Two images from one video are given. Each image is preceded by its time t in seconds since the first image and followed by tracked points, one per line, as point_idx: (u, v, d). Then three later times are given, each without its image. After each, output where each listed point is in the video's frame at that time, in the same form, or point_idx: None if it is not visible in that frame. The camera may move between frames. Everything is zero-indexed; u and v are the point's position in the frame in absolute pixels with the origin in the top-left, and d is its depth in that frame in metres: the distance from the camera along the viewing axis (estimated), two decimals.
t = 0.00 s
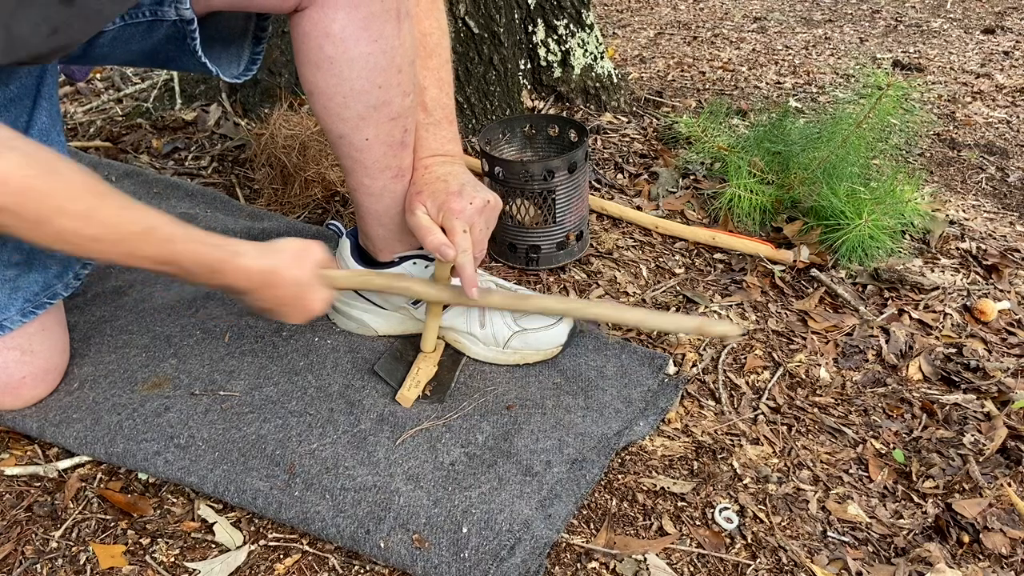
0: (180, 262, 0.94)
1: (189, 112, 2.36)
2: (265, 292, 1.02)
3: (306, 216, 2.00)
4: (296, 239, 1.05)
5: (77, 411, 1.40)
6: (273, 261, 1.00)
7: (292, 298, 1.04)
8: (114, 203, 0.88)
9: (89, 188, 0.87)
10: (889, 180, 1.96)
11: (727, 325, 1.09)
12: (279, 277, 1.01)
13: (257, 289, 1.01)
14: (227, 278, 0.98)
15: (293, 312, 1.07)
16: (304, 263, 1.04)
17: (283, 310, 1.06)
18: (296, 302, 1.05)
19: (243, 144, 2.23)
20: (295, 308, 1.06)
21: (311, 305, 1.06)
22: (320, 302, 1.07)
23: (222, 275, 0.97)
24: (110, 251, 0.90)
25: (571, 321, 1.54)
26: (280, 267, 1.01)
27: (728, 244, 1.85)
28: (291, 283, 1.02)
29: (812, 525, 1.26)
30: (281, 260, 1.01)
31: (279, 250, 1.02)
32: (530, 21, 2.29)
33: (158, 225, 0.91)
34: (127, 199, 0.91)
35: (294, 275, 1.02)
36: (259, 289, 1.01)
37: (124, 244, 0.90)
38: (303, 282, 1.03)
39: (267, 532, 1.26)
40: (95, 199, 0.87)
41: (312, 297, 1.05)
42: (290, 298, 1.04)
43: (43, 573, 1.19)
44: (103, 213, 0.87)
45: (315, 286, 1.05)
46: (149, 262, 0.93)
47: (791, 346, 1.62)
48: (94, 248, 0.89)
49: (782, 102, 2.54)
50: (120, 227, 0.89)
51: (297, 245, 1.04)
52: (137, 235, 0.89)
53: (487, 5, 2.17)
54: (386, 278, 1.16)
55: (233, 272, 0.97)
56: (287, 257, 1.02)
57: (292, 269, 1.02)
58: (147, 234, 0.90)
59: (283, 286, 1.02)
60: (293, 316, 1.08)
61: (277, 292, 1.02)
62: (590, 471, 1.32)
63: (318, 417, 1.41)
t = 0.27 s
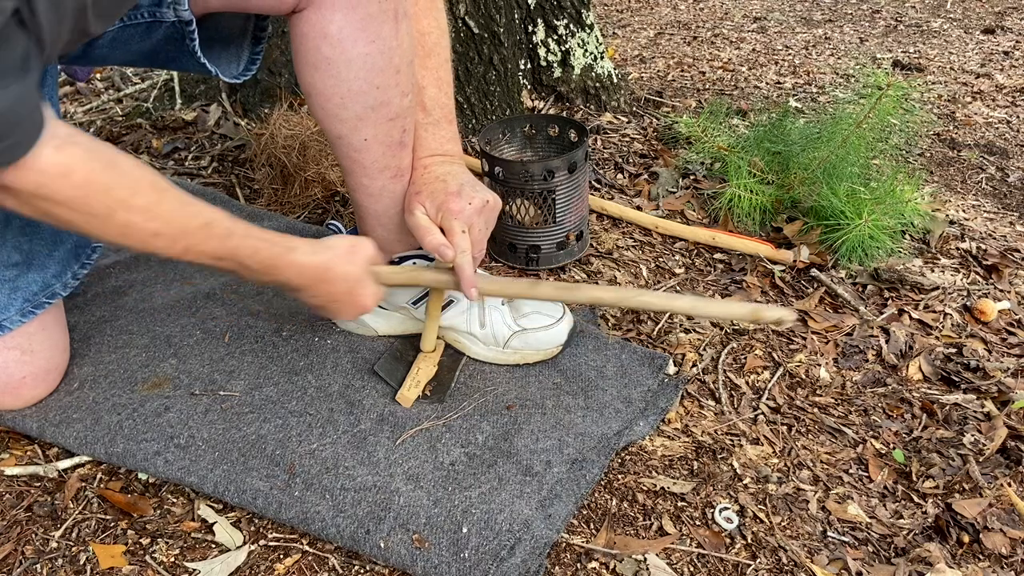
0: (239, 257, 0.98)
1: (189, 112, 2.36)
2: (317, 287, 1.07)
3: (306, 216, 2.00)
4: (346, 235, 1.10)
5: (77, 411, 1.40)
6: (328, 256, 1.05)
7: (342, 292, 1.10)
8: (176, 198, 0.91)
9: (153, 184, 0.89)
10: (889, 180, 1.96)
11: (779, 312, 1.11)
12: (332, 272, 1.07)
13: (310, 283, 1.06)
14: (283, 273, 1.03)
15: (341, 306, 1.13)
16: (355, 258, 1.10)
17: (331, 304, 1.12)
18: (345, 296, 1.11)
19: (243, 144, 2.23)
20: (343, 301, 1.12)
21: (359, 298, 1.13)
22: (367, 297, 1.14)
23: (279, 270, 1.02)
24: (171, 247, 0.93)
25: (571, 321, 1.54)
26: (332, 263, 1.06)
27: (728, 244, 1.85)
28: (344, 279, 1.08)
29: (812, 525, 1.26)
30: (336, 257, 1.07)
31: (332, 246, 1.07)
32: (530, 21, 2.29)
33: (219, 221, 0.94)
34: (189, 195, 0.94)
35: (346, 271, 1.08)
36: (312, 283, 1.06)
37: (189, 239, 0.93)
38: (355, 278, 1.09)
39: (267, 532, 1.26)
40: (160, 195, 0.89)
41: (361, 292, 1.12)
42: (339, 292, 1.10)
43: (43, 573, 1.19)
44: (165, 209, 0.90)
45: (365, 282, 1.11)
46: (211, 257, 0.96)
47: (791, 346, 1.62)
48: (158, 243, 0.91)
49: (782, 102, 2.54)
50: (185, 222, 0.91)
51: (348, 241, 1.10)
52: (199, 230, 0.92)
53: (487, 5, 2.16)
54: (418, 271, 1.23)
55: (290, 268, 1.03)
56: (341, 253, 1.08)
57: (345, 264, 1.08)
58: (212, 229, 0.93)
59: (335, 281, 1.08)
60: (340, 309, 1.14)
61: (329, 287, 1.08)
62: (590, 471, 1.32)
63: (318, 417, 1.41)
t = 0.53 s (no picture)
0: (262, 249, 1.08)
1: (189, 112, 2.36)
2: (339, 280, 1.19)
3: (306, 216, 2.00)
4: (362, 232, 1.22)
5: (77, 412, 1.40)
6: (346, 250, 1.16)
7: (361, 286, 1.22)
8: (198, 192, 1.01)
9: (177, 178, 0.99)
10: (889, 180, 1.96)
11: (795, 308, 1.12)
12: (352, 265, 1.18)
13: (329, 275, 1.17)
14: (302, 265, 1.13)
15: (358, 299, 1.25)
16: (372, 253, 1.21)
17: (349, 295, 1.24)
18: (364, 289, 1.23)
19: (243, 144, 2.23)
20: (361, 294, 1.24)
21: (376, 291, 1.25)
22: (385, 291, 1.26)
23: (298, 261, 1.12)
24: (194, 236, 1.03)
25: (571, 321, 1.54)
26: (351, 257, 1.17)
27: (728, 244, 1.85)
28: (363, 272, 1.19)
29: (812, 525, 1.26)
30: (355, 251, 1.18)
31: (354, 241, 1.19)
32: (530, 21, 2.29)
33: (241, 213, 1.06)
34: (212, 190, 1.05)
35: (365, 264, 1.19)
36: (331, 276, 1.17)
37: (214, 230, 1.03)
38: (373, 272, 1.21)
39: (266, 532, 1.26)
40: (183, 187, 1.00)
41: (378, 286, 1.24)
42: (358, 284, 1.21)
43: (43, 573, 1.19)
44: (188, 200, 1.00)
45: (382, 276, 1.23)
46: (234, 249, 1.06)
47: (791, 346, 1.62)
48: (180, 234, 1.01)
49: (782, 102, 2.54)
50: (209, 214, 1.02)
51: (365, 237, 1.22)
52: (222, 221, 1.03)
53: (487, 5, 2.17)
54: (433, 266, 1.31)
55: (314, 261, 1.14)
56: (360, 247, 1.19)
57: (361, 257, 1.19)
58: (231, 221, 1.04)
59: (354, 274, 1.19)
60: (359, 302, 1.27)
61: (347, 279, 1.19)
62: (590, 471, 1.32)
63: (318, 417, 1.41)
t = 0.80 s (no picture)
0: (248, 247, 1.03)
1: (189, 112, 2.36)
2: (324, 280, 1.11)
3: (306, 216, 1.99)
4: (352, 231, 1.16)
5: (77, 411, 1.40)
6: (334, 248, 1.10)
7: (347, 285, 1.14)
8: (184, 188, 0.97)
9: (163, 175, 0.95)
10: (889, 180, 1.96)
11: (784, 313, 1.11)
12: (339, 264, 1.11)
13: (318, 276, 1.10)
14: (290, 265, 1.07)
15: (344, 298, 1.17)
16: (361, 252, 1.14)
17: (337, 296, 1.16)
18: (351, 289, 1.15)
19: (243, 144, 2.23)
20: (348, 294, 1.16)
21: (364, 291, 1.17)
22: (372, 292, 1.18)
23: (285, 261, 1.06)
24: (179, 234, 0.98)
25: (571, 321, 1.54)
26: (339, 256, 1.10)
27: (728, 244, 1.85)
28: (349, 271, 1.12)
29: (812, 525, 1.26)
30: (341, 250, 1.11)
31: (340, 240, 1.12)
32: (530, 21, 2.29)
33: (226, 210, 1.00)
34: (199, 187, 1.00)
35: (353, 265, 1.12)
36: (319, 276, 1.10)
37: (199, 228, 0.98)
38: (360, 271, 1.14)
39: (267, 532, 1.26)
40: (170, 184, 0.95)
41: (365, 286, 1.16)
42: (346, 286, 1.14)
43: (43, 573, 1.19)
44: (176, 197, 0.95)
45: (369, 275, 1.16)
46: (219, 247, 1.01)
47: (791, 346, 1.62)
48: (163, 231, 0.96)
49: (782, 102, 2.54)
50: (195, 211, 0.97)
51: (354, 236, 1.15)
52: (210, 219, 0.98)
53: (487, 5, 2.16)
54: (424, 268, 1.25)
55: (298, 260, 1.07)
56: (347, 247, 1.12)
57: (350, 256, 1.12)
58: (218, 218, 0.99)
59: (341, 273, 1.12)
60: (344, 302, 1.18)
61: (335, 279, 1.12)
62: (590, 471, 1.32)
63: (318, 417, 1.41)
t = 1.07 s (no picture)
0: (210, 246, 0.99)
1: (189, 112, 2.36)
2: (288, 281, 1.06)
3: (306, 216, 2.00)
4: (320, 231, 1.11)
5: (77, 411, 1.40)
6: (295, 247, 1.05)
7: (311, 287, 1.08)
8: (146, 186, 0.95)
9: (124, 173, 0.93)
10: (889, 180, 1.96)
11: (759, 310, 1.13)
12: (299, 264, 1.06)
13: (280, 277, 1.06)
14: (253, 265, 1.03)
15: (309, 300, 1.11)
16: (325, 252, 1.09)
17: (303, 300, 1.11)
18: (317, 292, 1.09)
19: (243, 144, 2.23)
20: (312, 296, 1.10)
21: (329, 293, 1.10)
22: (340, 295, 1.12)
23: (246, 260, 1.02)
24: (139, 232, 0.95)
25: (571, 321, 1.54)
26: (302, 255, 1.06)
27: (728, 244, 1.85)
28: (313, 272, 1.07)
29: (812, 525, 1.26)
30: (305, 250, 1.06)
31: (305, 240, 1.08)
32: (530, 21, 2.29)
33: (187, 207, 0.97)
34: (162, 186, 0.97)
35: (315, 265, 1.07)
36: (283, 277, 1.06)
37: (159, 226, 0.95)
38: (326, 272, 1.08)
39: (267, 532, 1.26)
40: (129, 182, 0.93)
41: (331, 288, 1.10)
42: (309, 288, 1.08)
43: (43, 573, 1.19)
44: (136, 194, 0.93)
45: (335, 276, 1.10)
46: (180, 246, 0.98)
47: (791, 346, 1.62)
48: (121, 229, 0.94)
49: (782, 102, 2.54)
50: (154, 209, 0.94)
51: (320, 236, 1.10)
52: (168, 217, 0.95)
53: (487, 5, 2.17)
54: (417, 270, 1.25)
55: (260, 259, 1.03)
56: (311, 247, 1.07)
57: (312, 255, 1.07)
58: (177, 215, 0.96)
59: (304, 274, 1.06)
60: (310, 305, 1.11)
61: (299, 280, 1.07)
62: (590, 470, 1.32)
63: (318, 417, 1.41)
